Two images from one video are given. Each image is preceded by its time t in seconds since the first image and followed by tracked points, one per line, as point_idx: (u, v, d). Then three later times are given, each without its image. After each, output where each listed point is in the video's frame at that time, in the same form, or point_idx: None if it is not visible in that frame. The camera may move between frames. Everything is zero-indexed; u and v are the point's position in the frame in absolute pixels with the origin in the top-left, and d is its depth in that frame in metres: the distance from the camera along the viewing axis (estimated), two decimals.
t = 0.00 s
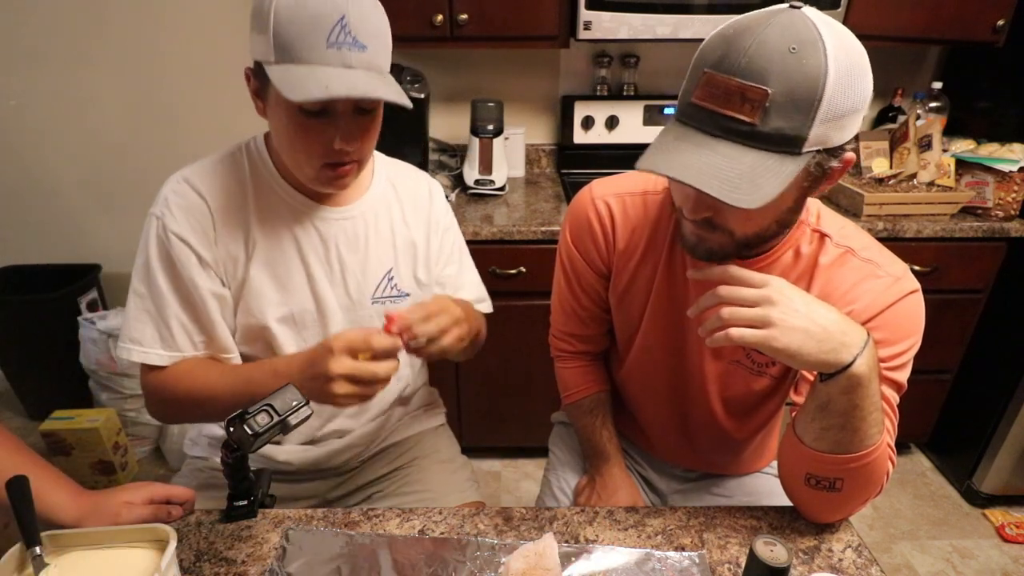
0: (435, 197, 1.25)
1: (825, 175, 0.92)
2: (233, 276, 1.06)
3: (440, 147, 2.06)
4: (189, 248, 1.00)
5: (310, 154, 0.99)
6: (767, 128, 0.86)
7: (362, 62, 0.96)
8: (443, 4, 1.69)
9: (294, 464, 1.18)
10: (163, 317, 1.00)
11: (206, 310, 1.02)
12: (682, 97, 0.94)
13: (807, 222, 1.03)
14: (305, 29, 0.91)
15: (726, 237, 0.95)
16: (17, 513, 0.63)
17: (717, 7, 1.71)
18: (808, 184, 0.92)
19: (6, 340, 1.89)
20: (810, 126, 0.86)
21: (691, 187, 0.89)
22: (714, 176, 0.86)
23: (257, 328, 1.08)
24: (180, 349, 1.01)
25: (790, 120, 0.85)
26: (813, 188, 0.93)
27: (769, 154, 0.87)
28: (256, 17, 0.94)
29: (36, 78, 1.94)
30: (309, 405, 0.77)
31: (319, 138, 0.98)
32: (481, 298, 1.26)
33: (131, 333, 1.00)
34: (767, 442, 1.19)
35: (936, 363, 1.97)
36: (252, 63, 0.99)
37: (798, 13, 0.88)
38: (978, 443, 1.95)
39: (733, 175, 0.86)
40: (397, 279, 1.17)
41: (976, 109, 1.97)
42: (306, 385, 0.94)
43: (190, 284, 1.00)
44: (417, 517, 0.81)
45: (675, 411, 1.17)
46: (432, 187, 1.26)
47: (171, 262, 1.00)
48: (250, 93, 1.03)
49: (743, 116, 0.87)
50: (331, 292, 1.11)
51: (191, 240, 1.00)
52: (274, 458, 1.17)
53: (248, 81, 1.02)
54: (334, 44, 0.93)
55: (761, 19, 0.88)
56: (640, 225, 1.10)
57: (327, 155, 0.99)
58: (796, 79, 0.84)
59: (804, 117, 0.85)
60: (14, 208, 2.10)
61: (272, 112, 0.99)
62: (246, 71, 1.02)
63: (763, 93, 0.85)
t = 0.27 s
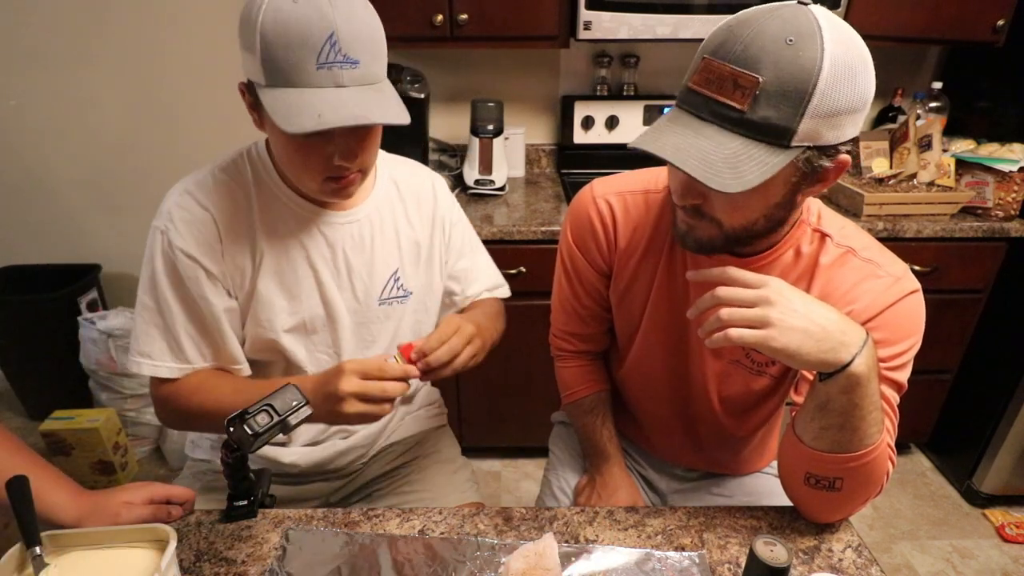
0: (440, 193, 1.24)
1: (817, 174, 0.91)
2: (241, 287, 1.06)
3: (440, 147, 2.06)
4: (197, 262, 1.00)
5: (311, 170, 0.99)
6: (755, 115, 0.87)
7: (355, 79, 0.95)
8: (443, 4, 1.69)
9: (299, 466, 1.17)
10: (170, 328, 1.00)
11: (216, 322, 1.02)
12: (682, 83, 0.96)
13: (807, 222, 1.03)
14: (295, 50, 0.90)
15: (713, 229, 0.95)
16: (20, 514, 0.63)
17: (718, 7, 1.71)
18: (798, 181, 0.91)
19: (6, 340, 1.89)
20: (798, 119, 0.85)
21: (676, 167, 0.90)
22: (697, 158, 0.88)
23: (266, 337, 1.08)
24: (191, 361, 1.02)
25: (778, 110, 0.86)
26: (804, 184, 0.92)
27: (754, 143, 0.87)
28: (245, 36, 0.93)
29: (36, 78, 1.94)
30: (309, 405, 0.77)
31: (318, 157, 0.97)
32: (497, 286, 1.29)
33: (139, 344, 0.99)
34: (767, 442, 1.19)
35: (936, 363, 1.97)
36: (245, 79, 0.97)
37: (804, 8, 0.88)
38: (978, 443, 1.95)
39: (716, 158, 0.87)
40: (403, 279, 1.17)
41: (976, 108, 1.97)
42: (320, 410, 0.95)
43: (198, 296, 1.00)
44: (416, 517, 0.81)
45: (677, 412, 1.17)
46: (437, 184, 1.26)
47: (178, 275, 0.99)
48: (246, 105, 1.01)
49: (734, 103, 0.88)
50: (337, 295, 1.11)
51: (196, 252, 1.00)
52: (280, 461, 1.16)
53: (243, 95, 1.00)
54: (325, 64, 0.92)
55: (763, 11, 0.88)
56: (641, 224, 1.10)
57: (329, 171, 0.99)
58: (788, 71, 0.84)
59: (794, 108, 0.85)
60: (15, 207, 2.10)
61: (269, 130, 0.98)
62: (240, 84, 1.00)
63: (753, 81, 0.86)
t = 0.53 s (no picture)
0: (442, 194, 1.24)
1: (814, 174, 0.91)
2: (246, 293, 1.06)
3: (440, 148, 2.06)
4: (201, 272, 1.00)
5: (310, 174, 0.98)
6: (753, 112, 0.87)
7: (351, 81, 0.95)
8: (443, 4, 1.69)
9: (302, 469, 1.17)
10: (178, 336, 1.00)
11: (225, 331, 1.02)
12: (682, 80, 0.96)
13: (807, 222, 1.03)
14: (288, 54, 0.90)
15: (710, 227, 0.95)
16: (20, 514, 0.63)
17: (717, 7, 1.71)
18: (795, 179, 0.91)
19: (5, 340, 1.89)
20: (796, 117, 0.85)
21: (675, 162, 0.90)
22: (695, 153, 0.88)
23: (273, 343, 1.08)
24: (202, 370, 1.02)
25: (776, 107, 0.85)
26: (802, 183, 0.92)
27: (751, 140, 0.87)
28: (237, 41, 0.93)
29: (36, 78, 1.94)
30: (309, 405, 0.77)
31: (316, 160, 0.97)
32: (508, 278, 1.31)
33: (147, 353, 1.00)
34: (767, 442, 1.20)
35: (936, 363, 1.97)
36: (241, 85, 0.97)
37: (805, 6, 0.88)
38: (978, 443, 1.95)
39: (714, 154, 0.87)
40: (405, 280, 1.17)
41: (976, 108, 1.97)
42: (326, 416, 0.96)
43: (203, 303, 1.00)
44: (416, 517, 0.81)
45: (679, 413, 1.17)
46: (438, 184, 1.26)
47: (183, 283, 0.99)
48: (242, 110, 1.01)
49: (732, 100, 0.88)
50: (341, 297, 1.11)
51: (199, 260, 1.00)
52: (283, 464, 1.17)
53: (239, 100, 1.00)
54: (320, 67, 0.92)
55: (765, 9, 0.88)
56: (641, 224, 1.10)
57: (328, 174, 0.99)
58: (787, 69, 0.84)
59: (792, 106, 0.85)
60: (15, 207, 2.10)
61: (268, 135, 0.98)
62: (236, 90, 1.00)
63: (752, 78, 0.86)
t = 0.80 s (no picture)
0: (444, 198, 1.25)
1: (812, 174, 0.91)
2: (253, 295, 1.06)
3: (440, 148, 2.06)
4: (208, 274, 1.00)
5: (317, 169, 0.98)
6: (750, 114, 0.87)
7: (361, 75, 0.95)
8: (443, 4, 1.69)
9: (304, 469, 1.17)
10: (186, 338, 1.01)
11: (233, 333, 1.03)
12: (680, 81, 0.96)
13: (806, 222, 1.03)
14: (300, 47, 0.90)
15: (710, 227, 0.95)
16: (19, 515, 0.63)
17: (717, 7, 1.71)
18: (793, 180, 0.91)
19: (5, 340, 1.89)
20: (793, 118, 0.85)
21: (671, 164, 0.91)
22: (691, 155, 0.88)
23: (280, 343, 1.08)
24: (212, 372, 1.03)
25: (773, 108, 0.85)
26: (800, 184, 0.92)
27: (748, 141, 0.87)
28: (250, 35, 0.93)
29: (36, 79, 1.94)
30: (309, 405, 0.77)
31: (324, 154, 0.97)
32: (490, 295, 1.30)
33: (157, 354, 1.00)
34: (768, 443, 1.19)
35: (936, 363, 1.97)
36: (251, 80, 0.97)
37: (804, 7, 0.88)
38: (978, 443, 1.95)
39: (711, 156, 0.87)
40: (409, 282, 1.17)
41: (976, 108, 1.97)
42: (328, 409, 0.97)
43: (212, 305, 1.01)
44: (416, 517, 0.81)
45: (680, 413, 1.17)
46: (441, 187, 1.26)
47: (191, 286, 1.00)
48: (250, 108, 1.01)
49: (729, 101, 0.88)
50: (345, 299, 1.11)
51: (206, 263, 1.00)
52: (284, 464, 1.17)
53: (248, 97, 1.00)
54: (331, 60, 0.92)
55: (763, 10, 0.88)
56: (641, 225, 1.10)
57: (336, 170, 0.99)
58: (784, 69, 0.84)
59: (789, 107, 0.85)
60: (16, 207, 2.10)
61: (276, 131, 0.98)
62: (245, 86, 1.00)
63: (749, 79, 0.86)
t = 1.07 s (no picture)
0: (450, 203, 1.26)
1: (813, 175, 0.91)
2: (260, 290, 1.06)
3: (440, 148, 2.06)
4: (217, 266, 0.99)
5: (338, 163, 0.98)
6: (750, 115, 0.87)
7: (395, 71, 0.95)
8: (443, 4, 1.69)
9: (304, 468, 1.17)
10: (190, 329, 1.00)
11: (239, 327, 1.02)
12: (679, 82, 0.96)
13: (806, 222, 1.02)
14: (338, 38, 0.91)
15: (711, 227, 0.95)
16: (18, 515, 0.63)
17: (717, 7, 1.71)
18: (793, 181, 0.91)
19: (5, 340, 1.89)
20: (794, 119, 0.85)
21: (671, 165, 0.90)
22: (692, 156, 0.88)
23: (285, 340, 1.08)
24: (214, 365, 1.02)
25: (774, 109, 0.86)
26: (800, 185, 0.92)
27: (748, 142, 0.87)
28: (286, 24, 0.93)
29: (36, 79, 1.94)
30: (309, 405, 0.77)
31: (348, 147, 0.97)
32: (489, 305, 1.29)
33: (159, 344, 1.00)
34: (767, 443, 1.20)
35: (936, 363, 1.97)
36: (280, 69, 0.98)
37: (803, 8, 0.88)
38: (978, 443, 1.94)
39: (713, 156, 0.87)
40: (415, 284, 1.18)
41: (976, 108, 1.97)
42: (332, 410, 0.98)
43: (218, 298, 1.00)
44: (416, 517, 0.81)
45: (681, 413, 1.17)
46: (449, 193, 1.27)
47: (199, 276, 0.99)
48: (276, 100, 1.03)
49: (729, 102, 0.88)
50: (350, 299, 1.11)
51: (216, 255, 0.99)
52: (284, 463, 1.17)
53: (275, 87, 1.02)
54: (368, 53, 0.92)
55: (763, 10, 0.88)
56: (641, 225, 1.10)
57: (356, 165, 0.99)
58: (786, 70, 0.84)
59: (791, 107, 0.85)
60: (16, 207, 2.10)
61: (299, 122, 0.99)
62: (273, 77, 1.02)
63: (750, 80, 0.86)
